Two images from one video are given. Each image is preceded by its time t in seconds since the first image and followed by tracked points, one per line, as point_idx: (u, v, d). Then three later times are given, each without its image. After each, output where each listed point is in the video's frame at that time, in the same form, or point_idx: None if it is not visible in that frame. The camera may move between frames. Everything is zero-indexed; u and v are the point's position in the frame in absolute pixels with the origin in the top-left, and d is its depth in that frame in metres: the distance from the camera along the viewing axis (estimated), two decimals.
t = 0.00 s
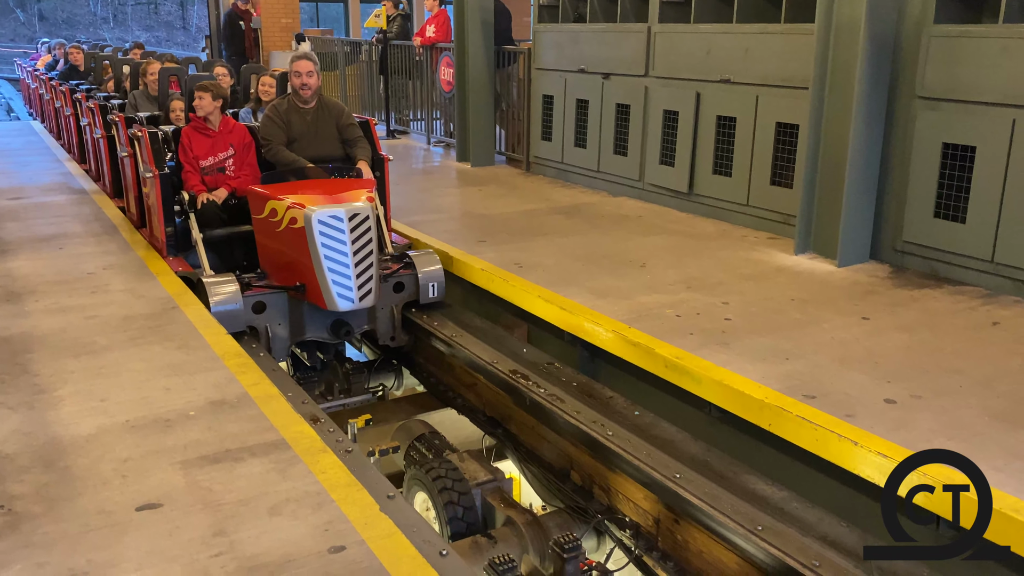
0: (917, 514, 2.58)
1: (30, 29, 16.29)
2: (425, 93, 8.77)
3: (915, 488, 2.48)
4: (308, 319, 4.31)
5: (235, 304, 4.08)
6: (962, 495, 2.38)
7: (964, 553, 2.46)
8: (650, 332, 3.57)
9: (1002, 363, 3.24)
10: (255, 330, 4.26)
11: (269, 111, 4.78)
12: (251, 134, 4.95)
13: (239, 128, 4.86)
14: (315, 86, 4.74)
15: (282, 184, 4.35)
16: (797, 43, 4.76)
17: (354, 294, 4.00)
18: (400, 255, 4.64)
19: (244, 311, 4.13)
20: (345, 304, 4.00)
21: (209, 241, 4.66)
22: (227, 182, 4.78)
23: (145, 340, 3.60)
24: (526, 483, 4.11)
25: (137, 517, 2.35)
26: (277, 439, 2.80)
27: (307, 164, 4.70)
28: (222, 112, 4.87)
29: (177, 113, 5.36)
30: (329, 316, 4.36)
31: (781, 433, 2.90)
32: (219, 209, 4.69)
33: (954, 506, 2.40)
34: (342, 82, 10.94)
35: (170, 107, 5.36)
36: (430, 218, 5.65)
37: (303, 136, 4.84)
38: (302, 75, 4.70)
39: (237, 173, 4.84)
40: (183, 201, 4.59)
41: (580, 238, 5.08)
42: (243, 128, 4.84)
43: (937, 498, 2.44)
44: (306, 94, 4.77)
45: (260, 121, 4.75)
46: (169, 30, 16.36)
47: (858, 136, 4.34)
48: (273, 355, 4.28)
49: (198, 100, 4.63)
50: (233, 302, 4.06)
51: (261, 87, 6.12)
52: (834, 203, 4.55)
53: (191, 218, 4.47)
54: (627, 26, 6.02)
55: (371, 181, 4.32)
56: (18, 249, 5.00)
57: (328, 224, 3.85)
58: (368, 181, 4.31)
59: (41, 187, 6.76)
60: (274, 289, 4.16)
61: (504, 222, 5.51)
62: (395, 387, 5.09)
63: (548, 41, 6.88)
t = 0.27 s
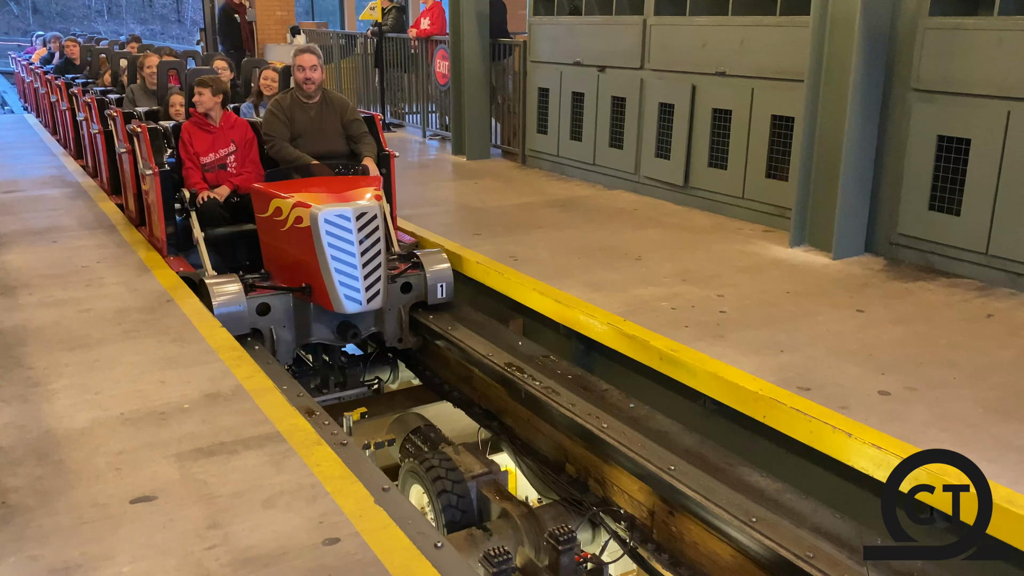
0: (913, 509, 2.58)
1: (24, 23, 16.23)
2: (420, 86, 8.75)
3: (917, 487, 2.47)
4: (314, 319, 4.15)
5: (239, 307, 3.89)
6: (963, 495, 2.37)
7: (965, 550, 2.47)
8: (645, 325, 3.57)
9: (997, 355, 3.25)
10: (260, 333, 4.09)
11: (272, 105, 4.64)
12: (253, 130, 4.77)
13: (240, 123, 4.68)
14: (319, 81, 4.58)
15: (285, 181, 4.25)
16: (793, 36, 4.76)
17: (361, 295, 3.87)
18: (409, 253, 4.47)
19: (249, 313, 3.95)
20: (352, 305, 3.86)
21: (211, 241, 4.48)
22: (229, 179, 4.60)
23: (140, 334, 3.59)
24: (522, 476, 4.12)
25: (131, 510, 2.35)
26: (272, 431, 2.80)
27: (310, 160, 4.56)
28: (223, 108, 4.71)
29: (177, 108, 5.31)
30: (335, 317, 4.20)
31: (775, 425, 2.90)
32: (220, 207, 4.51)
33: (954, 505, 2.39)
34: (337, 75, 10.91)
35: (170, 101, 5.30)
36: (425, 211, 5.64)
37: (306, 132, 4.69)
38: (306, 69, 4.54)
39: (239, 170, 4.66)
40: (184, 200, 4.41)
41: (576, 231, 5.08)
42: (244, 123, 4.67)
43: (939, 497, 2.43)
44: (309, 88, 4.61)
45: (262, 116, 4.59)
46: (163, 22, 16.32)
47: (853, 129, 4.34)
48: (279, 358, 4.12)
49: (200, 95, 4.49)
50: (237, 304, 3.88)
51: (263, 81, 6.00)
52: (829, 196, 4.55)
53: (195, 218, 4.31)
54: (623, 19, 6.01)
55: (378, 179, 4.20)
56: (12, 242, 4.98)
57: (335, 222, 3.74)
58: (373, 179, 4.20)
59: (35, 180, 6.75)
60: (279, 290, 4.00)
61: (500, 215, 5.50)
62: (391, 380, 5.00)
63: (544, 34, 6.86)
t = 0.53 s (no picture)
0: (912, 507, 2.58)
1: (18, 16, 16.18)
2: (416, 80, 8.73)
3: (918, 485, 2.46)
4: (321, 323, 3.95)
5: (242, 309, 3.77)
6: (963, 495, 2.36)
7: (970, 549, 2.49)
8: (641, 319, 3.58)
9: (991, 349, 3.26)
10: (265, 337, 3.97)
11: (275, 101, 4.41)
12: (257, 128, 4.60)
13: (244, 122, 4.53)
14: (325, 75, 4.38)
15: (290, 181, 4.08)
16: (788, 30, 4.76)
17: (371, 299, 3.70)
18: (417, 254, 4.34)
19: (253, 316, 3.81)
20: (361, 310, 3.70)
21: (213, 243, 4.29)
22: (232, 178, 4.45)
23: (135, 328, 3.59)
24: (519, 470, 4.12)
25: (128, 505, 2.35)
26: (267, 426, 2.80)
27: (316, 159, 4.34)
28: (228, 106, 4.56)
29: (177, 105, 5.22)
30: (344, 321, 3.99)
31: (771, 419, 2.91)
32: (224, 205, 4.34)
33: (954, 505, 2.39)
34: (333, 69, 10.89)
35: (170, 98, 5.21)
36: (421, 205, 5.63)
37: (310, 129, 4.47)
38: (311, 64, 4.33)
39: (243, 169, 4.50)
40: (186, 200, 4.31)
41: (572, 225, 5.08)
42: (248, 120, 4.52)
43: (940, 496, 2.42)
44: (314, 84, 4.41)
45: (265, 113, 4.38)
46: (158, 16, 16.29)
47: (848, 123, 4.34)
48: (285, 363, 3.98)
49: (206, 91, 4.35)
50: (239, 307, 3.75)
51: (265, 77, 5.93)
52: (826, 190, 4.55)
53: (196, 216, 4.14)
54: (619, 12, 6.00)
55: (386, 178, 4.04)
56: (6, 237, 4.97)
57: (343, 224, 3.56)
58: (380, 177, 4.03)
59: (29, 175, 6.72)
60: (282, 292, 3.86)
61: (496, 210, 5.50)
62: (387, 375, 4.87)
63: (540, 27, 6.85)
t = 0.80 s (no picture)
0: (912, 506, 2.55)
1: (10, 11, 16.11)
2: (410, 75, 8.71)
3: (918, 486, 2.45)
4: (326, 327, 3.92)
5: (247, 315, 3.66)
6: (963, 495, 2.35)
7: (971, 549, 2.43)
8: (634, 314, 3.58)
9: (983, 342, 3.27)
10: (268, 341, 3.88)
11: (278, 99, 4.33)
12: (260, 126, 4.45)
13: (246, 120, 4.38)
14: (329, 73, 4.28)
15: (295, 182, 3.93)
16: (782, 24, 4.76)
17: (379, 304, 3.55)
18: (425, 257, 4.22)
19: (258, 322, 3.72)
20: (369, 315, 3.55)
21: (214, 245, 4.18)
22: (233, 178, 4.30)
23: (128, 324, 3.58)
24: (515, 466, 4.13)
25: (120, 500, 2.35)
26: (261, 421, 2.80)
27: (320, 158, 4.25)
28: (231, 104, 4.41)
29: (175, 102, 4.97)
30: (349, 326, 3.97)
31: (763, 413, 2.92)
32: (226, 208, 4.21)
33: (954, 504, 2.38)
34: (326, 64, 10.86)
35: (168, 95, 4.96)
36: (415, 200, 5.62)
37: (314, 127, 4.38)
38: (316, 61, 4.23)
39: (245, 168, 4.35)
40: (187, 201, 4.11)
41: (566, 220, 5.08)
42: (251, 119, 4.36)
43: (940, 496, 2.40)
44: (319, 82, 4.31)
45: (268, 111, 4.30)
46: (151, 11, 16.14)
47: (842, 117, 4.35)
48: (290, 369, 3.88)
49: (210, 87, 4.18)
50: (244, 313, 3.65)
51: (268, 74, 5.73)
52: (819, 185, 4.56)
53: (196, 216, 4.01)
54: (613, 7, 6.00)
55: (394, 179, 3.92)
56: None
57: (350, 226, 3.43)
58: (388, 178, 3.91)
59: (21, 171, 6.69)
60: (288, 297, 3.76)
61: (490, 205, 5.49)
62: (380, 369, 4.77)
63: (534, 22, 6.84)
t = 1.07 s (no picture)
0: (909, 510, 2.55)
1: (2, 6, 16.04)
2: (403, 70, 8.70)
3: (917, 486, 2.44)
4: (332, 336, 3.79)
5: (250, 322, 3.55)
6: (963, 495, 2.33)
7: (971, 549, 2.43)
8: (627, 310, 3.59)
9: (973, 337, 3.29)
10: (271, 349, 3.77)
11: (280, 97, 4.23)
12: (261, 126, 4.35)
13: (247, 119, 4.29)
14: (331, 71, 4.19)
15: (299, 185, 3.81)
16: (774, 20, 4.77)
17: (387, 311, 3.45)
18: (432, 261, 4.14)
19: (261, 330, 3.61)
20: (377, 322, 3.45)
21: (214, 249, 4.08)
22: (234, 179, 4.23)
23: (119, 321, 3.57)
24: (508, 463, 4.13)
25: (111, 497, 2.35)
26: (252, 418, 2.80)
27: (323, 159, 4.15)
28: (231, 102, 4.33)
29: (174, 100, 4.92)
30: (355, 333, 3.85)
31: (754, 408, 2.93)
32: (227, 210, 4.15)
33: (954, 504, 2.36)
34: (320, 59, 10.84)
35: (168, 93, 4.91)
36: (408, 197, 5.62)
37: (317, 127, 4.28)
38: (319, 59, 4.15)
39: (245, 169, 4.28)
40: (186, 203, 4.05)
41: (559, 216, 5.08)
42: (252, 118, 4.29)
43: (940, 495, 2.39)
44: (322, 80, 4.22)
45: (269, 110, 4.20)
46: (144, 6, 16.20)
47: (833, 113, 4.35)
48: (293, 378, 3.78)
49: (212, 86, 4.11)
50: (246, 320, 3.54)
51: (268, 74, 5.52)
52: (811, 181, 4.57)
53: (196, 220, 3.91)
54: (606, 2, 6.00)
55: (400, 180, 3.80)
56: None
57: (356, 231, 3.31)
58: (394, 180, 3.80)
59: (13, 167, 6.66)
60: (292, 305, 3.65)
61: (483, 201, 5.49)
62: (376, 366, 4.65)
63: (527, 17, 6.84)
